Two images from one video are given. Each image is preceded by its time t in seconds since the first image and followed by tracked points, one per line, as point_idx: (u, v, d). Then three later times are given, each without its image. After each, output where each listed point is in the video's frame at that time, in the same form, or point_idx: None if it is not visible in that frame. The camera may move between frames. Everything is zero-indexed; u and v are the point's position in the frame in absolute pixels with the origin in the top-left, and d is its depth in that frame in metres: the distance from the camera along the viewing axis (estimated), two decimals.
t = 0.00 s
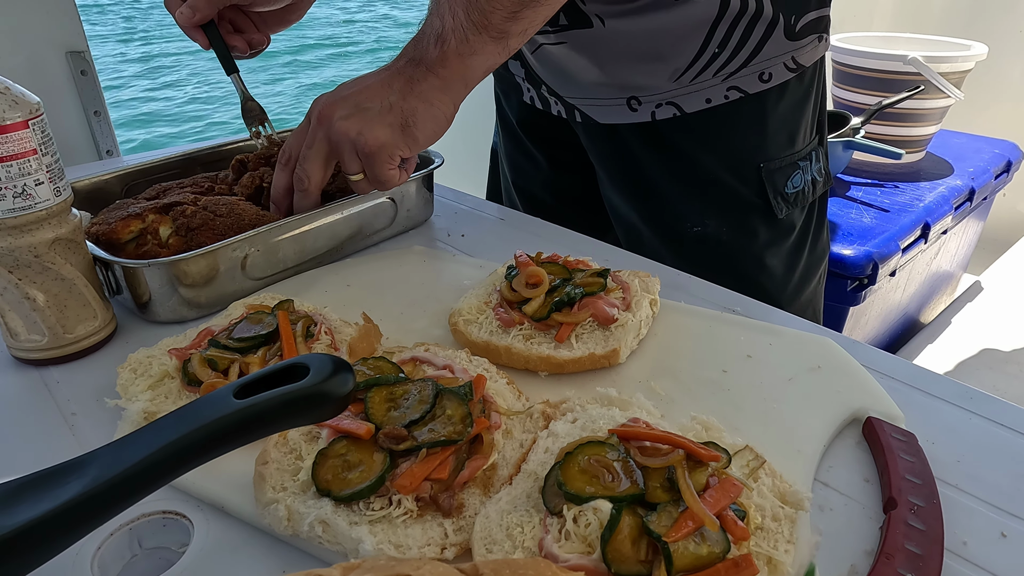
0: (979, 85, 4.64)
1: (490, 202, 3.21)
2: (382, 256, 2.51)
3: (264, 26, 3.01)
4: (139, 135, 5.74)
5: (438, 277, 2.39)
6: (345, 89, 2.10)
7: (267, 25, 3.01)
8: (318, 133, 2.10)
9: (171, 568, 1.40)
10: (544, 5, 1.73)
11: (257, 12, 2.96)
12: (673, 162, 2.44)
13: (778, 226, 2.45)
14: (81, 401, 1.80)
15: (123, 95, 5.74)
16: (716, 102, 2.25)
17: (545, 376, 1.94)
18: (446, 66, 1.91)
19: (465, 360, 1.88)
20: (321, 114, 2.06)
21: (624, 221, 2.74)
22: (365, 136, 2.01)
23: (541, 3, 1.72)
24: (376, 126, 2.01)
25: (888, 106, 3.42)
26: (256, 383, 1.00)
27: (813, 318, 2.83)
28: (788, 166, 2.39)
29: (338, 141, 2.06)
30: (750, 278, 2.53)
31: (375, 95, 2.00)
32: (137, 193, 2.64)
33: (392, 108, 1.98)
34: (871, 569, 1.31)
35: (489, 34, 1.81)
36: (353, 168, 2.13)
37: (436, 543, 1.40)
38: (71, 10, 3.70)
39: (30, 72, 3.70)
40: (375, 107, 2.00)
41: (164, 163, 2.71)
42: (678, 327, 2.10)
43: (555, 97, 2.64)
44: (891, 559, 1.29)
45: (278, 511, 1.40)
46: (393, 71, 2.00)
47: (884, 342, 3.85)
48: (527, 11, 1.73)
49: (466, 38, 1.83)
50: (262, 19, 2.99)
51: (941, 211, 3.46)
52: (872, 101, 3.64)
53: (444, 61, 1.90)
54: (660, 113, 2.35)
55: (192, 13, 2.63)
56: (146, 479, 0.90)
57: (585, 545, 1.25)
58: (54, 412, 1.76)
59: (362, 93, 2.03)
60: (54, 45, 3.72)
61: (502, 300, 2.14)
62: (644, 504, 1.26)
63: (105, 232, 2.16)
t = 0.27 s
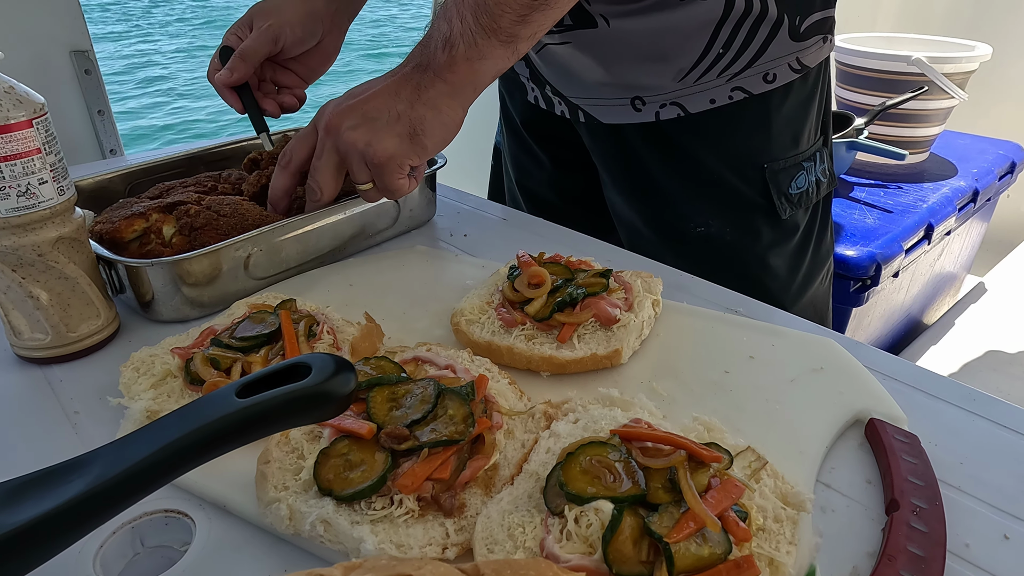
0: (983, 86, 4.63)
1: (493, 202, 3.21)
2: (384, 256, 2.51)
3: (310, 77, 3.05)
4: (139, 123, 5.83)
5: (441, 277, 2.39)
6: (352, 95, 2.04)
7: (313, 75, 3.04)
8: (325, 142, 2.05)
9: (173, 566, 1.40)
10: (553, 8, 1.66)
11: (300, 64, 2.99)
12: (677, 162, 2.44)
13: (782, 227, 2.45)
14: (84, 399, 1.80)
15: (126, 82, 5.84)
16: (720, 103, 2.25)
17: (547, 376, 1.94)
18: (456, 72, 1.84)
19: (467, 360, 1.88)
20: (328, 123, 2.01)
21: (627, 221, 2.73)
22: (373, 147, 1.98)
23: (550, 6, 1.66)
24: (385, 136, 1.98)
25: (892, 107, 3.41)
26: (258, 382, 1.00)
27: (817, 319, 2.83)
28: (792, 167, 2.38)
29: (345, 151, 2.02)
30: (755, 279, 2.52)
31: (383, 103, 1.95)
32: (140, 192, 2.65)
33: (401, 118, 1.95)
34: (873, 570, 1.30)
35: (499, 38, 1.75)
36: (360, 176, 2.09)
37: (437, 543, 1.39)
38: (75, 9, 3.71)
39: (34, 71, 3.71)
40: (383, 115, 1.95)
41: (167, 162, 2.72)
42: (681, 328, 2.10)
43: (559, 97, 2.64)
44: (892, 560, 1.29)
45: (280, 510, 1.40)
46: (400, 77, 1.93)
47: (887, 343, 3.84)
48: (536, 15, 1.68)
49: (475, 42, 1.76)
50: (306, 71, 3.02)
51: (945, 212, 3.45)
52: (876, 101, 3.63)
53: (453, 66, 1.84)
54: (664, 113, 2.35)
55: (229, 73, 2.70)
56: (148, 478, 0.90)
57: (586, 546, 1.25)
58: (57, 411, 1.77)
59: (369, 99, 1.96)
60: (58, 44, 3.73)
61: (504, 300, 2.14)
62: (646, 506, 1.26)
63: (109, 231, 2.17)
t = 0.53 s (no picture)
0: (987, 88, 4.63)
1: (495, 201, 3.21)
2: (387, 255, 2.51)
3: (312, 81, 3.05)
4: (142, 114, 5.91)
5: (443, 277, 2.39)
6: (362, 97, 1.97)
7: (315, 78, 3.04)
8: (338, 150, 2.03)
9: (175, 565, 1.40)
10: (572, 10, 1.67)
11: (301, 68, 3.00)
12: (682, 163, 2.44)
13: (788, 228, 2.44)
14: (87, 398, 1.81)
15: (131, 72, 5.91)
16: (726, 103, 2.25)
17: (549, 376, 1.94)
18: (474, 80, 1.81)
19: (470, 360, 1.88)
20: (342, 132, 1.98)
21: (633, 222, 2.73)
22: (390, 160, 2.02)
23: (568, 9, 1.67)
24: (403, 150, 2.00)
25: (895, 108, 3.40)
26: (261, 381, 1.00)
27: (823, 319, 2.82)
28: (798, 167, 2.38)
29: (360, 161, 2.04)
30: (761, 280, 2.52)
31: (399, 114, 1.92)
32: (144, 191, 2.66)
33: (418, 131, 1.95)
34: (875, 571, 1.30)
35: (518, 44, 1.74)
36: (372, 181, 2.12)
37: (439, 542, 1.39)
38: (79, 9, 3.73)
39: (38, 71, 3.72)
40: (399, 127, 1.94)
41: (171, 161, 2.72)
42: (684, 328, 2.10)
43: (563, 97, 2.64)
44: (894, 562, 1.29)
45: (282, 508, 1.41)
46: (416, 84, 1.89)
47: (889, 344, 3.83)
48: (556, 19, 1.68)
49: (494, 50, 1.74)
50: (308, 74, 3.02)
51: (948, 213, 3.44)
52: (879, 102, 3.61)
53: (473, 74, 1.80)
54: (670, 113, 2.34)
55: (226, 74, 2.73)
56: (152, 476, 0.91)
57: (587, 546, 1.25)
58: (60, 409, 1.77)
59: (383, 104, 1.92)
60: (62, 44, 3.74)
61: (506, 300, 2.14)
62: (648, 506, 1.26)
63: (113, 229, 2.17)
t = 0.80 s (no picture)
0: (991, 89, 4.61)
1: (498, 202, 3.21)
2: (390, 255, 2.51)
3: (321, 86, 3.05)
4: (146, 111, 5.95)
5: (447, 277, 2.39)
6: (372, 94, 1.95)
7: (324, 83, 3.04)
8: (348, 149, 2.04)
9: (177, 564, 1.40)
10: (586, 10, 1.68)
11: (310, 73, 3.00)
12: (685, 164, 2.43)
13: (790, 229, 2.44)
14: (91, 397, 1.81)
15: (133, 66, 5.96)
16: (729, 104, 2.25)
17: (552, 376, 1.94)
18: (488, 80, 1.81)
19: (472, 360, 1.88)
20: (353, 131, 1.98)
21: (635, 223, 2.73)
22: (401, 160, 2.06)
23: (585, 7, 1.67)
24: (414, 150, 2.03)
25: (899, 109, 3.39)
26: (264, 381, 1.01)
27: (825, 320, 2.82)
28: (800, 168, 2.38)
29: (370, 158, 2.06)
30: (764, 281, 2.52)
31: (410, 114, 1.93)
32: (147, 191, 2.66)
33: (429, 132, 1.97)
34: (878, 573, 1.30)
35: (532, 43, 1.74)
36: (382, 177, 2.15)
37: (441, 542, 1.39)
38: (83, 9, 3.74)
39: (43, 71, 3.73)
40: (410, 127, 1.95)
41: (174, 161, 2.73)
42: (687, 329, 2.09)
43: (566, 98, 2.64)
44: (897, 564, 1.28)
45: (285, 508, 1.41)
46: (427, 83, 1.89)
47: (893, 345, 3.83)
48: (570, 19, 1.69)
49: (510, 49, 1.74)
50: (316, 79, 3.02)
51: (952, 215, 3.44)
52: (882, 103, 3.62)
53: (486, 74, 1.79)
54: (673, 114, 2.34)
55: (235, 81, 2.74)
56: (155, 474, 0.91)
57: (590, 546, 1.25)
58: (64, 408, 1.78)
59: (395, 103, 1.93)
60: (66, 44, 3.75)
61: (509, 300, 2.14)
62: (651, 507, 1.26)
63: (116, 229, 2.17)
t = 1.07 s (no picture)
0: (994, 90, 4.60)
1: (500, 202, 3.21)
2: (392, 255, 2.52)
3: (332, 90, 3.05)
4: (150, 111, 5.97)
5: (449, 278, 2.39)
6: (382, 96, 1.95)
7: (335, 87, 3.03)
8: (356, 148, 2.03)
9: (180, 563, 1.41)
10: (592, 17, 1.69)
11: (321, 77, 3.01)
12: (687, 165, 2.43)
13: (792, 230, 2.44)
14: (94, 395, 1.82)
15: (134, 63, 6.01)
16: (732, 105, 2.24)
17: (554, 377, 1.94)
18: (492, 86, 1.81)
19: (474, 361, 1.88)
20: (361, 130, 1.98)
21: (637, 224, 2.73)
22: (406, 159, 2.02)
23: (588, 15, 1.69)
24: (421, 150, 2.00)
25: (903, 110, 3.37)
26: (266, 381, 1.01)
27: (828, 322, 2.81)
28: (803, 169, 2.37)
29: (376, 156, 2.02)
30: (766, 282, 2.52)
31: (418, 115, 1.92)
32: (151, 190, 2.67)
33: (435, 133, 1.94)
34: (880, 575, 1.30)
35: (536, 50, 1.75)
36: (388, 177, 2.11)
37: (443, 542, 1.40)
38: (87, 9, 3.75)
39: (48, 71, 3.75)
40: (417, 127, 1.94)
41: (177, 160, 2.73)
42: (689, 330, 2.09)
43: (568, 99, 2.65)
44: (899, 566, 1.28)
45: (287, 507, 1.41)
46: (435, 86, 1.89)
47: (896, 347, 3.82)
48: (575, 25, 1.70)
49: (513, 56, 1.74)
50: (326, 83, 3.02)
51: (955, 216, 3.43)
52: (886, 104, 3.60)
53: (491, 80, 1.79)
54: (675, 114, 2.34)
55: (246, 84, 2.77)
56: (156, 474, 0.91)
57: (591, 547, 1.25)
58: (67, 406, 1.78)
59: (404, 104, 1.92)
60: (70, 44, 3.76)
61: (511, 301, 2.14)
62: (653, 508, 1.26)
63: (120, 228, 2.18)
